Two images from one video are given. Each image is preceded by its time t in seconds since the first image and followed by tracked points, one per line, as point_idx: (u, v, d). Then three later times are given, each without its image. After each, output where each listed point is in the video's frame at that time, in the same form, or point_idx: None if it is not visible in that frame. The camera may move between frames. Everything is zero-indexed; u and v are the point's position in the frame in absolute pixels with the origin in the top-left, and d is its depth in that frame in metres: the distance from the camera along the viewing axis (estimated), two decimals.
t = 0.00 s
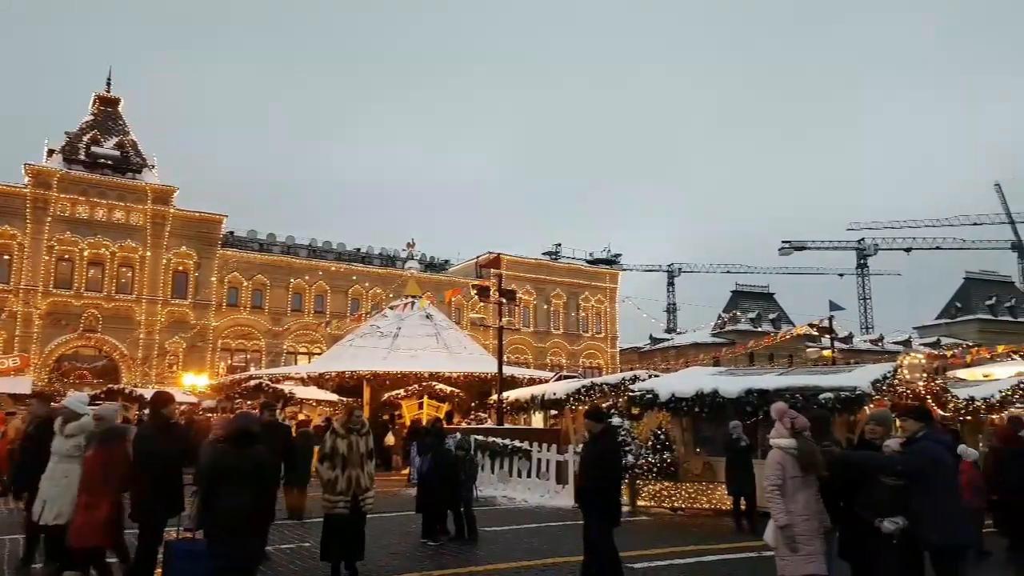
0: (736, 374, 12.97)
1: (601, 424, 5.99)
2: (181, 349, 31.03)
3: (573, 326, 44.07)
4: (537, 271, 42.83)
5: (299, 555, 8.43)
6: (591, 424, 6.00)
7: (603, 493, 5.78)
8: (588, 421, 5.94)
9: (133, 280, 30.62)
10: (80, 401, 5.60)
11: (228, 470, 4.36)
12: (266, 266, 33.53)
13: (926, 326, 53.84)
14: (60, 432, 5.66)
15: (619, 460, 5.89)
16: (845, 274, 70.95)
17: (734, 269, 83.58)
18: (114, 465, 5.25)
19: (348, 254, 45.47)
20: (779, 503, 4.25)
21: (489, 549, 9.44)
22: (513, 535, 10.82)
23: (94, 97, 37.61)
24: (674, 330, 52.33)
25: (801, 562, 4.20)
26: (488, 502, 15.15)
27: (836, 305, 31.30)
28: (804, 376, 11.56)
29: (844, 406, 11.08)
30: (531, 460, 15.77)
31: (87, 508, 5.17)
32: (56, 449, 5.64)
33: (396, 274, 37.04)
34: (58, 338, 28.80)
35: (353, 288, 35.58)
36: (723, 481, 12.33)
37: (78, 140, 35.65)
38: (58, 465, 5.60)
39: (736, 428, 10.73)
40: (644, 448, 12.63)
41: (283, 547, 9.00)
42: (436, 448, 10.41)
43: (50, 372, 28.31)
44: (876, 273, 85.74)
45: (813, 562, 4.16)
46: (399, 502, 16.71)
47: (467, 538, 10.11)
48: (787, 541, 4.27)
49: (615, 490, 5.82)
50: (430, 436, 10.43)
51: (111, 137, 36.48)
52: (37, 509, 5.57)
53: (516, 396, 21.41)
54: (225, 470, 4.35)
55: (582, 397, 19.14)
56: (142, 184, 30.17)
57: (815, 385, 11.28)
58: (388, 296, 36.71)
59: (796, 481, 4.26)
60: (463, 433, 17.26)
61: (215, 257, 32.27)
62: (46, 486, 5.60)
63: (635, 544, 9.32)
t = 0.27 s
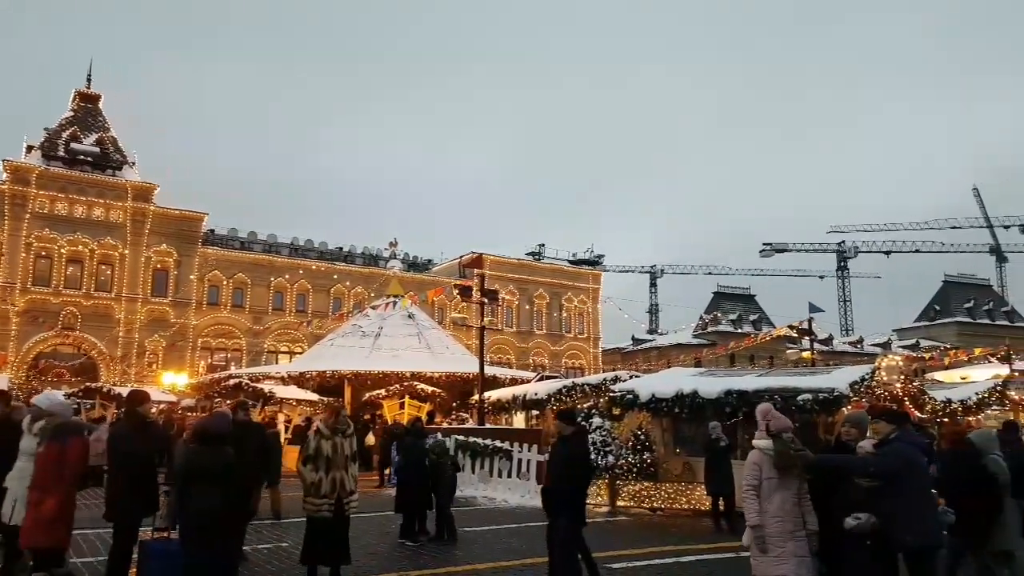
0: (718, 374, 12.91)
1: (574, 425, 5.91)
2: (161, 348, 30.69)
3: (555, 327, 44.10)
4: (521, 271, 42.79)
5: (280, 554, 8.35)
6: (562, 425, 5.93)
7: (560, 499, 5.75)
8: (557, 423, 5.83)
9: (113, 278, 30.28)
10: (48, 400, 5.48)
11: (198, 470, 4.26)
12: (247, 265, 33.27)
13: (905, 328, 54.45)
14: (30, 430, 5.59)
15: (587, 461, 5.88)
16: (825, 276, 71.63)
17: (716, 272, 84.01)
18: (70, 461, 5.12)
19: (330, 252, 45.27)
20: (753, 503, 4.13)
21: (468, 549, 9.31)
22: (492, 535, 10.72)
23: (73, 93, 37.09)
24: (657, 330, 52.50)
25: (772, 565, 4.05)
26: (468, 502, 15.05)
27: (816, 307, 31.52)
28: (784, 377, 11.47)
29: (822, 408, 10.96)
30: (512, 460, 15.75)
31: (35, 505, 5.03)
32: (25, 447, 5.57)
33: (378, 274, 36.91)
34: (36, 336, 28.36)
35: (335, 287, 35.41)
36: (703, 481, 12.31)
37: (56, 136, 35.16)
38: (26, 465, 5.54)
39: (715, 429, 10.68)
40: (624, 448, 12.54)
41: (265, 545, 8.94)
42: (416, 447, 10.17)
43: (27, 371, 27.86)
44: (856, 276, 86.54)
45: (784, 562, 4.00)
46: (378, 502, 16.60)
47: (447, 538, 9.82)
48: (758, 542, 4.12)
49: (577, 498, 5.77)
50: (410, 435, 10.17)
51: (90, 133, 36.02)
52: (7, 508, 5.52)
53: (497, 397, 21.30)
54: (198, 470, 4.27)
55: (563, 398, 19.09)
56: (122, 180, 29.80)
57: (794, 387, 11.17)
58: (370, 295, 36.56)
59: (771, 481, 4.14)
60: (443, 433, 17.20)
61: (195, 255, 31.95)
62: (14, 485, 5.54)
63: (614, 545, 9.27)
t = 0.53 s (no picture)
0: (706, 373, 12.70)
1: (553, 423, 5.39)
2: (150, 347, 30.51)
3: (545, 326, 44.08)
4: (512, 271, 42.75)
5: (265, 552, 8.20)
6: (539, 422, 5.34)
7: (544, 502, 5.11)
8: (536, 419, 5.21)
9: (101, 276, 30.08)
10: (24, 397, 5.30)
11: (183, 470, 4.22)
12: (236, 264, 33.15)
13: (894, 329, 54.73)
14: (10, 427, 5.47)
15: (565, 463, 5.24)
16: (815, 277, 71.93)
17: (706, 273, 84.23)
18: (30, 464, 4.75)
19: (319, 251, 45.15)
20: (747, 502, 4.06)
21: (453, 548, 9.18)
22: (479, 534, 10.61)
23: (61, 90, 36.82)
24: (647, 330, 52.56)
25: (763, 565, 3.98)
26: (452, 502, 15.00)
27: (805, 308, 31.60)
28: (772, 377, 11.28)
29: (810, 408, 10.77)
30: (500, 460, 15.68)
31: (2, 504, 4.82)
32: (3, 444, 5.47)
33: (368, 273, 36.83)
34: (23, 335, 28.14)
35: (324, 287, 35.31)
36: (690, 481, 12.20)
37: (45, 133, 34.89)
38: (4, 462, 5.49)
39: (703, 429, 10.56)
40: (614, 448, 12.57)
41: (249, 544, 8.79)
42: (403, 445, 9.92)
43: (14, 369, 27.62)
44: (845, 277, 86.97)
45: (773, 562, 3.94)
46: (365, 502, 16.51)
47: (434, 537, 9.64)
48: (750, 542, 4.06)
49: (556, 502, 5.17)
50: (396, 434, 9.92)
51: (79, 131, 35.78)
52: None
53: (485, 396, 21.22)
54: (184, 470, 4.21)
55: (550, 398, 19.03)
56: (112, 178, 29.62)
57: (781, 386, 10.96)
58: (360, 295, 36.49)
59: (765, 481, 4.08)
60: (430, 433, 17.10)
61: (184, 253, 31.79)
62: None
63: (601, 545, 9.21)
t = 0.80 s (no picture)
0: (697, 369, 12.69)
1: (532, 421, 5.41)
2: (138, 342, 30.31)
3: (537, 322, 44.09)
4: (504, 267, 42.74)
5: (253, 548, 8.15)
6: (518, 418, 5.36)
7: (525, 500, 5.03)
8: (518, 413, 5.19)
9: (89, 271, 29.86)
10: None
11: (170, 466, 4.18)
12: (225, 259, 32.93)
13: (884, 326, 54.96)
14: None
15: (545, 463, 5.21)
16: (805, 274, 72.18)
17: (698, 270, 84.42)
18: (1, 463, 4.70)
19: (310, 247, 44.97)
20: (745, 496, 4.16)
21: (443, 543, 9.17)
22: (468, 528, 10.60)
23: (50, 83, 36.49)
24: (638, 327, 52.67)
25: (753, 556, 4.07)
26: (441, 497, 14.99)
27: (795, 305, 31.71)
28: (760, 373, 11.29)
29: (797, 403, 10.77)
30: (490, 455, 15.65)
31: None
32: None
33: (359, 268, 36.68)
34: (10, 329, 27.91)
35: (316, 283, 35.14)
36: (678, 476, 12.25)
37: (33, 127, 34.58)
38: None
39: (691, 424, 10.58)
40: (603, 444, 12.64)
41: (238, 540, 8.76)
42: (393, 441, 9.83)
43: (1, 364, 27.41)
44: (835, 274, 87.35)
45: (761, 553, 4.02)
46: (354, 497, 16.44)
47: (424, 533, 9.60)
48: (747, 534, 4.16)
49: (537, 501, 5.09)
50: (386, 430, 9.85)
51: (67, 125, 35.48)
52: None
53: (476, 392, 21.20)
54: (169, 467, 4.18)
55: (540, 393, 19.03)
56: (99, 172, 29.38)
57: (769, 382, 10.97)
58: (351, 290, 36.35)
59: (761, 475, 4.16)
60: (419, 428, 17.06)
61: (173, 248, 31.57)
62: None
63: (590, 539, 9.25)
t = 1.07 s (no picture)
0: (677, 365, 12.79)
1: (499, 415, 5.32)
2: (117, 334, 30.01)
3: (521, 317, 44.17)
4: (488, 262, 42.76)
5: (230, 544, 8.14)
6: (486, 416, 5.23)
7: (494, 494, 4.99)
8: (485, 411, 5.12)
9: (67, 262, 29.50)
10: None
11: (144, 461, 4.18)
12: (207, 250, 32.62)
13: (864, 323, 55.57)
14: None
15: (515, 458, 5.14)
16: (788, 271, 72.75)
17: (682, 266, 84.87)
18: None
19: (293, 240, 44.63)
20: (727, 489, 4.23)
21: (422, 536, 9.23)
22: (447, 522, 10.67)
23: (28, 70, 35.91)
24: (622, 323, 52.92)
25: (729, 548, 4.13)
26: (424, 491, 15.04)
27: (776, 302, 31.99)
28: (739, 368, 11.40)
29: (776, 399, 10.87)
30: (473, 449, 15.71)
31: None
32: None
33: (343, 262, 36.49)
34: None
35: (299, 276, 34.95)
36: (659, 470, 12.36)
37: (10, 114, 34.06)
38: None
39: (672, 420, 10.62)
40: (586, 438, 12.76)
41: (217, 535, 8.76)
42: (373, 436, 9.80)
43: None
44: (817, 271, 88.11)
45: (736, 545, 4.08)
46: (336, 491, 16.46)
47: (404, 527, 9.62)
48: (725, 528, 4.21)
49: (505, 496, 5.06)
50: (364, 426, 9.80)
51: (46, 113, 34.96)
52: None
53: (459, 386, 21.25)
54: (141, 461, 4.17)
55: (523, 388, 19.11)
56: (78, 161, 29.00)
57: (748, 377, 11.10)
58: (334, 284, 36.17)
59: (740, 469, 4.22)
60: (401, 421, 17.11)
61: (154, 239, 31.23)
62: None
63: (567, 532, 9.35)
